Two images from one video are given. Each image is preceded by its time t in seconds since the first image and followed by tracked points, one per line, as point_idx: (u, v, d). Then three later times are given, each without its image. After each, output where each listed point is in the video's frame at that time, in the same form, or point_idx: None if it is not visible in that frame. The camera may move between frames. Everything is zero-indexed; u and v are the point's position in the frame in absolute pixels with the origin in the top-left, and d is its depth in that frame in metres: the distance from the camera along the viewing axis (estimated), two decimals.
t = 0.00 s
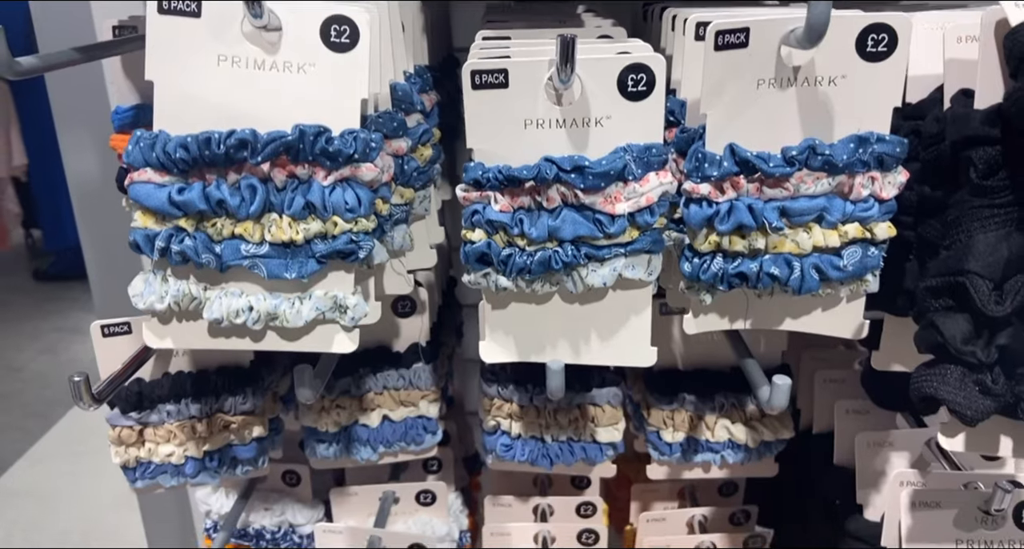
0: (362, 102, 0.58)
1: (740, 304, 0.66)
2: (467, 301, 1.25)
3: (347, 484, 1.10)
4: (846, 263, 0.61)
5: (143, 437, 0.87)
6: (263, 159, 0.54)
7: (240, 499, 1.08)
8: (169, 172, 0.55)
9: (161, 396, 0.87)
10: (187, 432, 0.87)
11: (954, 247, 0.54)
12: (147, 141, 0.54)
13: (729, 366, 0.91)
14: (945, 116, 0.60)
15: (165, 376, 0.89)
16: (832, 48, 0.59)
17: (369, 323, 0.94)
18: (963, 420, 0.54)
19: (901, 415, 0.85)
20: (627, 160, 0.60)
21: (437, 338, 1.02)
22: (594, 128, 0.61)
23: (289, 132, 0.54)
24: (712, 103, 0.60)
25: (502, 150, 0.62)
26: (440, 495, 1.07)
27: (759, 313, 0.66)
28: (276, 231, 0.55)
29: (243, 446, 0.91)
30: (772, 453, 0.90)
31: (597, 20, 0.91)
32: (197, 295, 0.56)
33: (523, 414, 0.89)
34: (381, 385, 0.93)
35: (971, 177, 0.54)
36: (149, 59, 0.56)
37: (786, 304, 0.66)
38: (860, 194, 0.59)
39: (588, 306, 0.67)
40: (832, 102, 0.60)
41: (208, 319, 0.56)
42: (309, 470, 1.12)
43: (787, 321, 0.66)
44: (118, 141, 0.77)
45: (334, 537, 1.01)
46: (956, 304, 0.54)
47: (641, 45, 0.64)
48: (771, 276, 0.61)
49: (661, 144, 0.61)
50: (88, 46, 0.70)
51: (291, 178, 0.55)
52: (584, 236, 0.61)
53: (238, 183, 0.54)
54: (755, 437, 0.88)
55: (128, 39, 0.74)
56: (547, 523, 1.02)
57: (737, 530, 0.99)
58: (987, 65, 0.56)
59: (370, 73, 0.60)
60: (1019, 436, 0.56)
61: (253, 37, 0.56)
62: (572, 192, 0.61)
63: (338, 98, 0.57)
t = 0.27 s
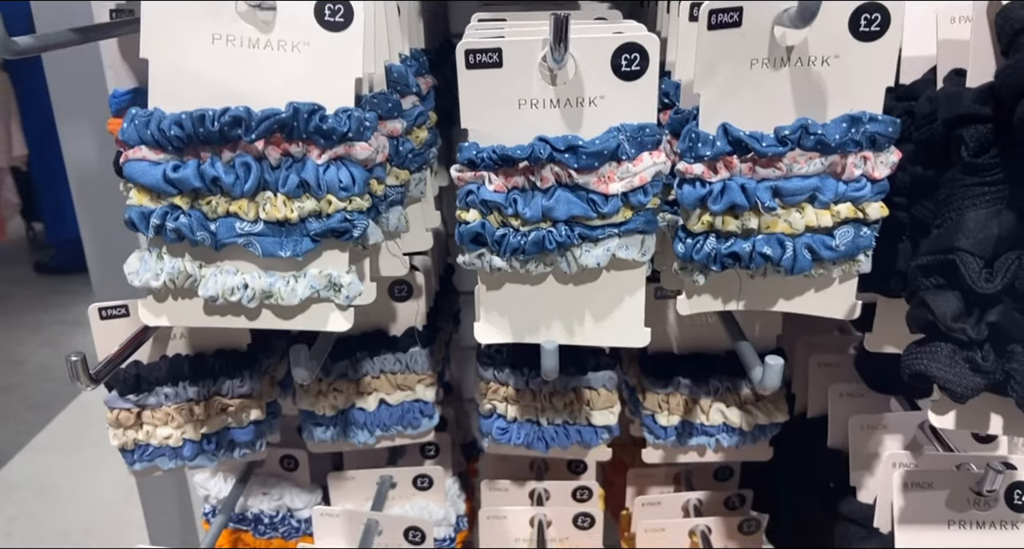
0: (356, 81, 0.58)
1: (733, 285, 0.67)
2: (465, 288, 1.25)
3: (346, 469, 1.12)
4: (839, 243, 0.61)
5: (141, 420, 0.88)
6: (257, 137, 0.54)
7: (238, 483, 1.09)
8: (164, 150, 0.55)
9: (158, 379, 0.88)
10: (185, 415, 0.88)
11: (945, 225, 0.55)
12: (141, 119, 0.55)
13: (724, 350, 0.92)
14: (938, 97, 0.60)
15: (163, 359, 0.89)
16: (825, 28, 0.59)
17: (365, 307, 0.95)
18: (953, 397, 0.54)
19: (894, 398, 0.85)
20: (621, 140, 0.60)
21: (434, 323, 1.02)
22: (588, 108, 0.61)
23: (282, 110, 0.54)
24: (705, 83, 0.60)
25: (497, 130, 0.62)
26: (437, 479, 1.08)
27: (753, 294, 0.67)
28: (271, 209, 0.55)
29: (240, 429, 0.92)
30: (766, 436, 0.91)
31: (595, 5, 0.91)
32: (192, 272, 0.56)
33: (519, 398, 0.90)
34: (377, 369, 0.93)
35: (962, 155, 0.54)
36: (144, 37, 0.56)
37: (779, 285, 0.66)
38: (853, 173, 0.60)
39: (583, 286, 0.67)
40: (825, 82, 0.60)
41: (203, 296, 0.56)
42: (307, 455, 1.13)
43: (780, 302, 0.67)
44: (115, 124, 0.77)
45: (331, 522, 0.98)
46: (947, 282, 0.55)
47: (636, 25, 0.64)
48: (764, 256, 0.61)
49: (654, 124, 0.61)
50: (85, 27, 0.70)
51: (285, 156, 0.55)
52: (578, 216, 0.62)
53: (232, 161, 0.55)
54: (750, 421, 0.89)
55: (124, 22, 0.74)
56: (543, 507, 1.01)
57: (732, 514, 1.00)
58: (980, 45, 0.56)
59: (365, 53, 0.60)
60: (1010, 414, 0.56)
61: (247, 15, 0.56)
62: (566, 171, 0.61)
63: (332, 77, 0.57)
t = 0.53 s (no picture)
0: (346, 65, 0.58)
1: (721, 270, 0.67)
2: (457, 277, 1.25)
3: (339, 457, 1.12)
4: (826, 228, 0.61)
5: (132, 407, 0.88)
6: (245, 119, 0.54)
7: (231, 472, 1.09)
8: (153, 132, 0.55)
9: (150, 366, 0.88)
10: (177, 402, 0.88)
11: (930, 209, 0.55)
12: (130, 101, 0.55)
13: (713, 339, 0.92)
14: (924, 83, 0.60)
15: (154, 345, 0.89)
16: (813, 14, 0.59)
17: (357, 295, 0.95)
18: (937, 379, 0.55)
19: (884, 386, 0.85)
20: (609, 125, 0.60)
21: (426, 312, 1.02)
22: (576, 93, 0.62)
23: (271, 92, 0.54)
24: (693, 69, 0.61)
25: (486, 115, 0.62)
26: (429, 468, 1.08)
27: (741, 280, 0.67)
28: (260, 192, 0.55)
29: (232, 417, 0.92)
30: (756, 424, 0.91)
31: None
32: (181, 255, 0.57)
33: (511, 386, 0.90)
34: (369, 356, 0.93)
35: (948, 139, 0.54)
36: (132, 20, 0.56)
37: (767, 271, 0.66)
38: (839, 158, 0.60)
39: (572, 272, 0.68)
40: (812, 68, 0.61)
41: (192, 279, 0.56)
42: (300, 444, 1.13)
43: (768, 288, 0.67)
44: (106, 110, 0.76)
45: (322, 509, 0.99)
46: (931, 265, 0.55)
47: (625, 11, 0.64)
48: (751, 241, 0.62)
49: (643, 109, 0.61)
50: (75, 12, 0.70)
51: (274, 139, 0.55)
52: (566, 201, 0.62)
53: (221, 144, 0.55)
54: (740, 409, 0.89)
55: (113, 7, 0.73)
56: (535, 495, 1.01)
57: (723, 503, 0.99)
58: (965, 31, 0.56)
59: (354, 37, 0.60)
60: (994, 397, 0.56)
61: None
62: (555, 156, 0.61)
63: (321, 60, 0.57)
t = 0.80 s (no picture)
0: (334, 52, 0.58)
1: (708, 258, 0.67)
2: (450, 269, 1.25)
3: (332, 448, 1.12)
4: (811, 216, 0.62)
5: (124, 397, 0.88)
6: (232, 105, 0.54)
7: (224, 463, 1.10)
8: (141, 119, 0.56)
9: (142, 356, 0.88)
10: (168, 393, 0.88)
11: (913, 195, 0.55)
12: (118, 87, 0.55)
13: (704, 329, 0.93)
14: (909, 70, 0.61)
15: (146, 336, 0.89)
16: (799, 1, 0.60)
17: (348, 286, 0.95)
18: (921, 364, 0.55)
19: (873, 375, 0.84)
20: (596, 112, 0.61)
21: (418, 303, 1.02)
22: (564, 81, 0.62)
23: (258, 79, 0.54)
24: (680, 57, 0.61)
25: (474, 103, 0.63)
26: (422, 459, 1.08)
27: (728, 268, 0.68)
28: (247, 178, 0.56)
29: (224, 407, 0.92)
30: (746, 414, 0.92)
31: None
32: (169, 241, 0.57)
33: (502, 376, 0.90)
34: (361, 347, 0.93)
35: (931, 126, 0.55)
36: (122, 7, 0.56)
37: (754, 259, 0.67)
38: (824, 146, 0.60)
39: (560, 261, 0.68)
40: (798, 56, 0.61)
41: (180, 265, 0.57)
42: (293, 436, 1.13)
43: (755, 276, 0.68)
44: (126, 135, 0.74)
45: (315, 500, 0.99)
46: (915, 251, 0.55)
47: None
48: (737, 228, 0.62)
49: (629, 97, 0.62)
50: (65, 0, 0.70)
51: (262, 126, 0.56)
52: (554, 189, 0.62)
53: (209, 130, 0.55)
54: (729, 398, 0.90)
55: None
56: (526, 485, 1.02)
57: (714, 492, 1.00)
58: (949, 17, 0.57)
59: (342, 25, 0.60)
60: (978, 382, 0.56)
61: None
62: (542, 144, 0.61)
63: (308, 47, 0.57)
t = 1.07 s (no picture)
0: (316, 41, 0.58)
1: (690, 249, 0.68)
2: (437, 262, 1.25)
3: (319, 442, 1.12)
4: (792, 206, 0.62)
5: (109, 389, 0.88)
6: (212, 93, 0.54)
7: (210, 457, 1.09)
8: (120, 107, 0.56)
9: (126, 348, 0.88)
10: (153, 385, 0.88)
11: (891, 184, 0.56)
12: (98, 75, 0.56)
13: (688, 321, 0.93)
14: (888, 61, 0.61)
15: (130, 328, 0.89)
16: None
17: (334, 279, 0.94)
18: (899, 352, 0.55)
19: (856, 367, 0.85)
20: (578, 102, 0.61)
21: (404, 297, 1.02)
22: (546, 71, 0.62)
23: (238, 66, 0.54)
24: (661, 47, 0.61)
25: (456, 93, 0.63)
26: (409, 452, 1.08)
27: (710, 259, 0.68)
28: (228, 166, 0.56)
29: (209, 400, 0.92)
30: (730, 406, 0.92)
31: None
32: (149, 230, 0.57)
33: (487, 368, 0.91)
34: (346, 340, 0.93)
35: (908, 115, 0.55)
36: None
37: (736, 250, 0.67)
38: (805, 136, 0.61)
39: (543, 251, 0.68)
40: (778, 47, 0.61)
41: (160, 254, 0.57)
42: (280, 430, 1.13)
43: (737, 267, 0.68)
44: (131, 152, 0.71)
45: (300, 493, 0.99)
46: (893, 240, 0.56)
47: None
48: (718, 219, 0.62)
49: (611, 87, 0.62)
50: None
51: (242, 114, 0.56)
52: (536, 179, 0.62)
53: (189, 118, 0.55)
54: (714, 390, 0.90)
55: None
56: (513, 477, 1.02)
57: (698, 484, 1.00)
58: (926, 8, 0.57)
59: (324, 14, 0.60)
60: (956, 370, 0.56)
61: None
62: (524, 133, 0.61)
63: (289, 35, 0.57)
